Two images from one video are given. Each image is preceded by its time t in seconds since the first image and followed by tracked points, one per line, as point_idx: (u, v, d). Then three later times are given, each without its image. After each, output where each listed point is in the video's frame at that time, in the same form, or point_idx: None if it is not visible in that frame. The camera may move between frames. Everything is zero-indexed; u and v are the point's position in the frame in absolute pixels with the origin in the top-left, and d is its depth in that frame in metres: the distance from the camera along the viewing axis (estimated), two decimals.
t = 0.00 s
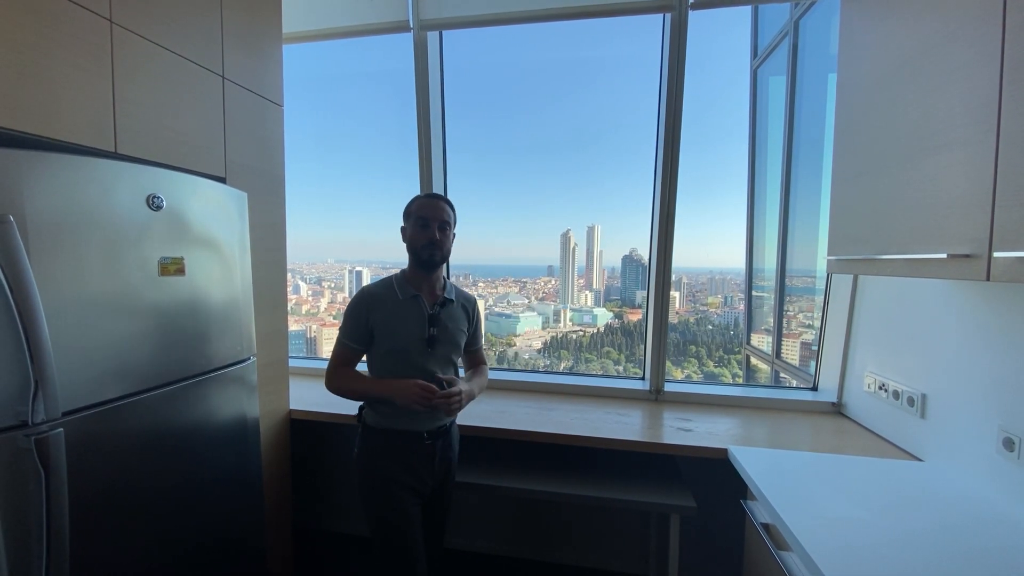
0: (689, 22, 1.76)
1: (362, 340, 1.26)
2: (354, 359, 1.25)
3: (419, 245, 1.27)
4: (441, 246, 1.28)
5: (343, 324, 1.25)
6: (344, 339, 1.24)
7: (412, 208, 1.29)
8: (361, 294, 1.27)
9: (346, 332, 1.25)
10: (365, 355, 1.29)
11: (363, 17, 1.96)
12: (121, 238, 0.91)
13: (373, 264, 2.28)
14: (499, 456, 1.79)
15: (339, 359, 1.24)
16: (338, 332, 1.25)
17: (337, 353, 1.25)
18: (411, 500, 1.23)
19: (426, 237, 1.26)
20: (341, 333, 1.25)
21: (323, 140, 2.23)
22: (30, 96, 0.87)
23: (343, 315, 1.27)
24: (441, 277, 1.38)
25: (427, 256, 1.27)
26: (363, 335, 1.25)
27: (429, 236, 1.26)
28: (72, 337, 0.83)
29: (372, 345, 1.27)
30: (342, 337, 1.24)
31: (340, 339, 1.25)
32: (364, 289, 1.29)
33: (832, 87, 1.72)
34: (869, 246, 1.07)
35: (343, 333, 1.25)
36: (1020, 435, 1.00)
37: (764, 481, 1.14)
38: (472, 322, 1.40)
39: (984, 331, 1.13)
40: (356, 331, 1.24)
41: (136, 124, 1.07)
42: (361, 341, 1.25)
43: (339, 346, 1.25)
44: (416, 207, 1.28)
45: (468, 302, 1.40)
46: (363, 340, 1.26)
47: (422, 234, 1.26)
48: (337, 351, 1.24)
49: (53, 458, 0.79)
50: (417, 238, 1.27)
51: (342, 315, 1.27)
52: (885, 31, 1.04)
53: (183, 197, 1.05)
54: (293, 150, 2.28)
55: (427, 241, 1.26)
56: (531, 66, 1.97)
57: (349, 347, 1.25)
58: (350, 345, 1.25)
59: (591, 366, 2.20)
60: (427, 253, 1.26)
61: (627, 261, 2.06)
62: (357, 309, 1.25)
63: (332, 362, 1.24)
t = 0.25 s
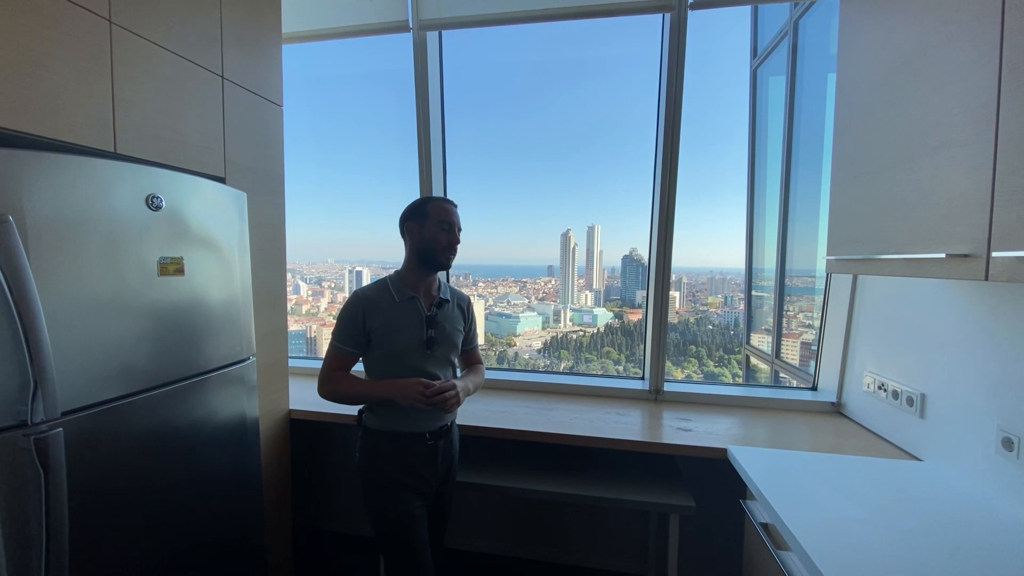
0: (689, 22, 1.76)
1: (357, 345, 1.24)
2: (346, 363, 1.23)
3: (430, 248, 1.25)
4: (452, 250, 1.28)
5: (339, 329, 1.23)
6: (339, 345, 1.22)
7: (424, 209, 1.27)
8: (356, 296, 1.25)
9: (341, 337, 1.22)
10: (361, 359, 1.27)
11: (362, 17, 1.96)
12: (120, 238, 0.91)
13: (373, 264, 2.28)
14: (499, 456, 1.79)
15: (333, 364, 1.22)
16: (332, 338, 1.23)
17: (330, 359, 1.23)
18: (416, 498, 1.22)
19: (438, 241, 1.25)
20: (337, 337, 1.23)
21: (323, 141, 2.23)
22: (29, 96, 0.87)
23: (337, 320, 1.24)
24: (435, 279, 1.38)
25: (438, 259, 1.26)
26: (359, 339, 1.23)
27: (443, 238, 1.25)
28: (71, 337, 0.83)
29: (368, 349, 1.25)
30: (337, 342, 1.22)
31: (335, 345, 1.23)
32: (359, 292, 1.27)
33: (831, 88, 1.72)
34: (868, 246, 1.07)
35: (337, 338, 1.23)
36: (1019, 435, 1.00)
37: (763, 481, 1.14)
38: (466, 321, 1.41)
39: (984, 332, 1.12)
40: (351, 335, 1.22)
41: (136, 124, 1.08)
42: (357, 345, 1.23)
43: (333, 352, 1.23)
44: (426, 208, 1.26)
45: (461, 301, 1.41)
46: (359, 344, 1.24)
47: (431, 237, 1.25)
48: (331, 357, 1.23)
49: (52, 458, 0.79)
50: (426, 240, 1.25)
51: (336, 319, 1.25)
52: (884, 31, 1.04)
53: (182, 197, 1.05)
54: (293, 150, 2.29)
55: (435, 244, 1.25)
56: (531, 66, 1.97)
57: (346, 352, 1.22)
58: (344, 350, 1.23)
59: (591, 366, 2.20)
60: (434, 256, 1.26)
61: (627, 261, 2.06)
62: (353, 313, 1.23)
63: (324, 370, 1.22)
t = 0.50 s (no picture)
0: (687, 22, 1.76)
1: (357, 349, 1.20)
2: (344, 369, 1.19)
3: (437, 251, 1.25)
4: (458, 254, 1.29)
5: (337, 333, 1.19)
6: (338, 350, 1.18)
7: (429, 211, 1.25)
8: (353, 300, 1.21)
9: (339, 341, 1.18)
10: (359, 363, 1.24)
11: (361, 17, 1.96)
12: (118, 239, 0.91)
13: (373, 264, 2.28)
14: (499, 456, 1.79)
15: (330, 371, 1.18)
16: (328, 342, 1.19)
17: (326, 365, 1.18)
18: (418, 499, 1.23)
19: (446, 245, 1.25)
20: (335, 343, 1.19)
21: (322, 141, 2.23)
22: (28, 97, 0.87)
23: (334, 324, 1.20)
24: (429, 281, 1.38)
25: (445, 263, 1.27)
26: (359, 343, 1.20)
27: (451, 243, 1.26)
28: (70, 337, 0.83)
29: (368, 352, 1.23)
30: (335, 347, 1.18)
31: (333, 350, 1.18)
32: (357, 294, 1.23)
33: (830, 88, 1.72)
34: (866, 247, 1.07)
35: (335, 343, 1.18)
36: (1016, 435, 1.00)
37: (761, 480, 1.14)
38: (460, 320, 1.43)
39: (982, 332, 1.12)
40: (351, 340, 1.19)
41: (134, 125, 1.08)
42: (356, 350, 1.20)
43: (331, 357, 1.18)
44: (431, 210, 1.25)
45: (454, 302, 1.43)
46: (358, 349, 1.20)
47: (437, 240, 1.25)
48: (327, 362, 1.18)
49: (51, 457, 0.80)
50: (431, 243, 1.24)
51: (331, 323, 1.20)
52: (881, 31, 1.05)
53: (181, 197, 1.05)
54: (293, 150, 2.29)
55: (440, 247, 1.25)
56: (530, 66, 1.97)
57: (345, 358, 1.19)
58: (343, 355, 1.19)
59: (591, 366, 2.20)
60: (442, 260, 1.26)
61: (627, 261, 2.06)
62: (352, 317, 1.19)
63: (321, 378, 1.18)
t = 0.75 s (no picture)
0: (686, 22, 1.75)
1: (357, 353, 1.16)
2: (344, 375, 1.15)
3: (438, 251, 1.25)
4: (458, 254, 1.30)
5: (337, 336, 1.13)
6: (338, 354, 1.13)
7: (431, 210, 1.25)
8: (354, 301, 1.17)
9: (339, 345, 1.13)
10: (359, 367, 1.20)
11: (360, 17, 1.96)
12: (117, 239, 0.91)
13: (373, 264, 2.29)
14: (499, 456, 1.79)
15: (330, 376, 1.13)
16: (327, 346, 1.13)
17: (325, 370, 1.13)
18: (418, 503, 1.23)
19: (447, 245, 1.25)
20: (335, 347, 1.13)
21: (322, 141, 2.23)
22: (27, 97, 0.87)
23: (333, 326, 1.14)
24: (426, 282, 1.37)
25: (446, 263, 1.27)
26: (360, 347, 1.15)
27: (452, 242, 1.26)
28: (68, 337, 0.83)
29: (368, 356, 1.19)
30: (334, 351, 1.13)
31: (333, 354, 1.13)
32: (357, 295, 1.19)
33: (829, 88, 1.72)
34: (863, 246, 1.07)
35: (335, 347, 1.13)
36: (1014, 435, 1.01)
37: (759, 480, 1.14)
38: (455, 321, 1.44)
39: (980, 332, 1.12)
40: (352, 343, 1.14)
41: (133, 125, 1.08)
42: (357, 354, 1.15)
43: (330, 362, 1.13)
44: (437, 212, 1.25)
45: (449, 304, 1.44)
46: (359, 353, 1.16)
47: (443, 242, 1.25)
48: (326, 367, 1.12)
49: (49, 457, 0.80)
50: (437, 245, 1.24)
51: (330, 326, 1.15)
52: (880, 31, 1.04)
53: (179, 197, 1.06)
54: (292, 150, 2.29)
55: (445, 249, 1.25)
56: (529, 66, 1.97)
57: (346, 363, 1.14)
58: (343, 359, 1.14)
59: (592, 366, 2.20)
60: (442, 261, 1.26)
61: (627, 261, 2.05)
62: (354, 320, 1.14)
63: (319, 387, 1.12)
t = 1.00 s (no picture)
0: (684, 21, 1.75)
1: (354, 356, 1.14)
2: (340, 380, 1.13)
3: (434, 249, 1.24)
4: (454, 252, 1.30)
5: (333, 338, 1.11)
6: (335, 357, 1.11)
7: (427, 208, 1.24)
8: (350, 303, 1.15)
9: (335, 347, 1.11)
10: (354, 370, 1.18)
11: (358, 17, 1.97)
12: (114, 238, 0.91)
13: (372, 264, 2.29)
14: (498, 455, 1.79)
15: (325, 380, 1.10)
16: (322, 349, 1.11)
17: (321, 374, 1.10)
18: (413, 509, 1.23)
19: (442, 243, 1.25)
20: (331, 350, 1.11)
21: (321, 141, 2.23)
22: (25, 97, 0.87)
23: (329, 328, 1.12)
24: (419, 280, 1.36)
25: (442, 261, 1.27)
26: (356, 350, 1.14)
27: (448, 240, 1.26)
28: (64, 336, 0.83)
29: (364, 358, 1.17)
30: (331, 354, 1.11)
31: (329, 357, 1.11)
32: (352, 295, 1.17)
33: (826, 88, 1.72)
34: (860, 246, 1.07)
35: (332, 350, 1.11)
36: (1010, 434, 1.01)
37: (756, 479, 1.14)
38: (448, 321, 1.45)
39: (977, 331, 1.13)
40: (349, 346, 1.12)
41: (130, 125, 1.08)
42: (353, 357, 1.14)
43: (327, 365, 1.11)
44: (435, 209, 1.25)
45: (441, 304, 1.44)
46: (356, 356, 1.14)
47: (441, 241, 1.24)
48: (321, 371, 1.10)
49: (46, 456, 0.80)
50: (434, 244, 1.24)
51: (326, 329, 1.12)
52: (876, 31, 1.04)
53: (177, 197, 1.06)
54: (291, 150, 2.29)
55: (443, 248, 1.25)
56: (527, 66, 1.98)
57: (342, 367, 1.12)
58: (339, 362, 1.12)
59: (592, 366, 2.20)
60: (438, 259, 1.26)
61: (627, 261, 2.05)
62: (352, 322, 1.12)
63: (315, 394, 1.10)
